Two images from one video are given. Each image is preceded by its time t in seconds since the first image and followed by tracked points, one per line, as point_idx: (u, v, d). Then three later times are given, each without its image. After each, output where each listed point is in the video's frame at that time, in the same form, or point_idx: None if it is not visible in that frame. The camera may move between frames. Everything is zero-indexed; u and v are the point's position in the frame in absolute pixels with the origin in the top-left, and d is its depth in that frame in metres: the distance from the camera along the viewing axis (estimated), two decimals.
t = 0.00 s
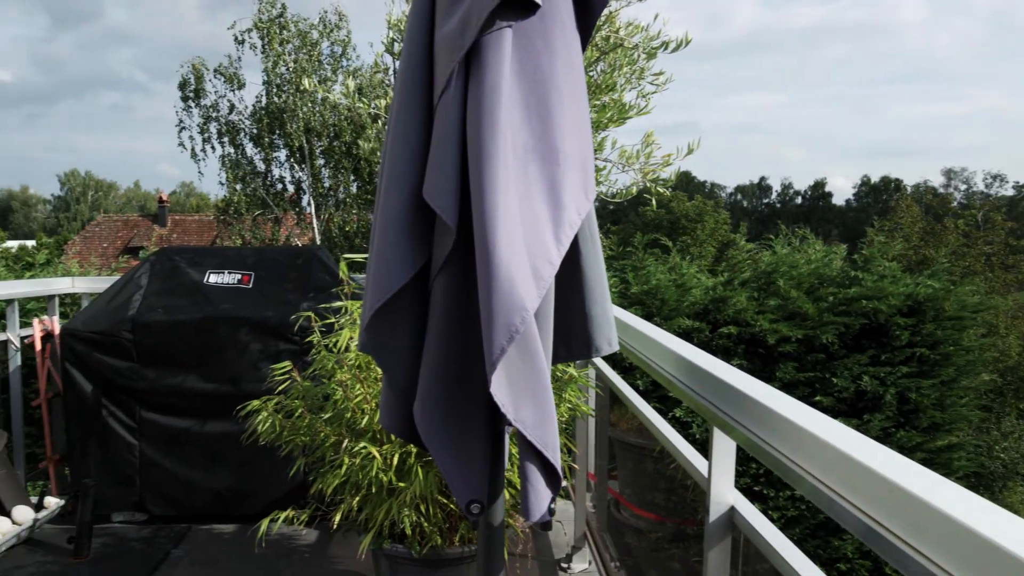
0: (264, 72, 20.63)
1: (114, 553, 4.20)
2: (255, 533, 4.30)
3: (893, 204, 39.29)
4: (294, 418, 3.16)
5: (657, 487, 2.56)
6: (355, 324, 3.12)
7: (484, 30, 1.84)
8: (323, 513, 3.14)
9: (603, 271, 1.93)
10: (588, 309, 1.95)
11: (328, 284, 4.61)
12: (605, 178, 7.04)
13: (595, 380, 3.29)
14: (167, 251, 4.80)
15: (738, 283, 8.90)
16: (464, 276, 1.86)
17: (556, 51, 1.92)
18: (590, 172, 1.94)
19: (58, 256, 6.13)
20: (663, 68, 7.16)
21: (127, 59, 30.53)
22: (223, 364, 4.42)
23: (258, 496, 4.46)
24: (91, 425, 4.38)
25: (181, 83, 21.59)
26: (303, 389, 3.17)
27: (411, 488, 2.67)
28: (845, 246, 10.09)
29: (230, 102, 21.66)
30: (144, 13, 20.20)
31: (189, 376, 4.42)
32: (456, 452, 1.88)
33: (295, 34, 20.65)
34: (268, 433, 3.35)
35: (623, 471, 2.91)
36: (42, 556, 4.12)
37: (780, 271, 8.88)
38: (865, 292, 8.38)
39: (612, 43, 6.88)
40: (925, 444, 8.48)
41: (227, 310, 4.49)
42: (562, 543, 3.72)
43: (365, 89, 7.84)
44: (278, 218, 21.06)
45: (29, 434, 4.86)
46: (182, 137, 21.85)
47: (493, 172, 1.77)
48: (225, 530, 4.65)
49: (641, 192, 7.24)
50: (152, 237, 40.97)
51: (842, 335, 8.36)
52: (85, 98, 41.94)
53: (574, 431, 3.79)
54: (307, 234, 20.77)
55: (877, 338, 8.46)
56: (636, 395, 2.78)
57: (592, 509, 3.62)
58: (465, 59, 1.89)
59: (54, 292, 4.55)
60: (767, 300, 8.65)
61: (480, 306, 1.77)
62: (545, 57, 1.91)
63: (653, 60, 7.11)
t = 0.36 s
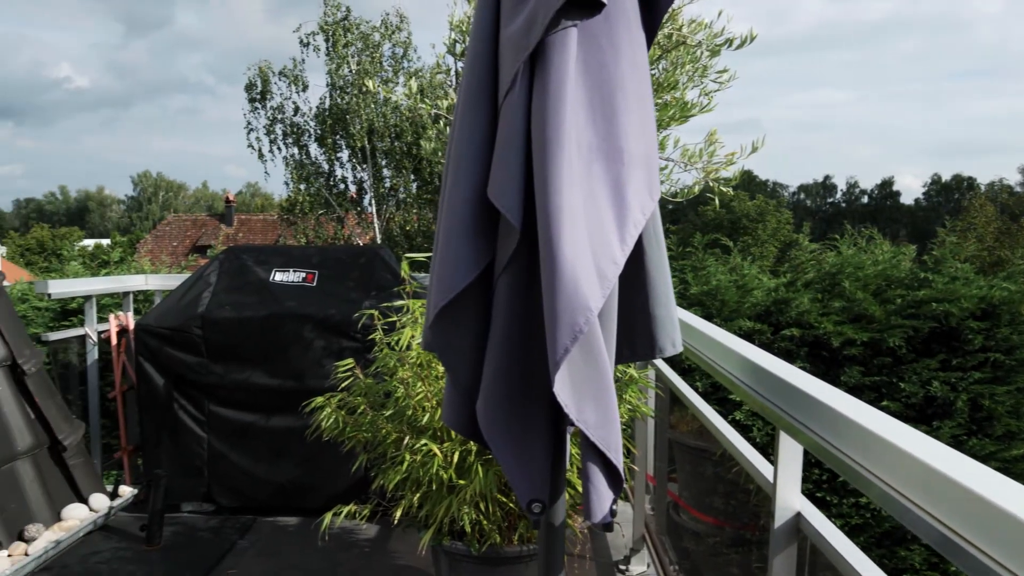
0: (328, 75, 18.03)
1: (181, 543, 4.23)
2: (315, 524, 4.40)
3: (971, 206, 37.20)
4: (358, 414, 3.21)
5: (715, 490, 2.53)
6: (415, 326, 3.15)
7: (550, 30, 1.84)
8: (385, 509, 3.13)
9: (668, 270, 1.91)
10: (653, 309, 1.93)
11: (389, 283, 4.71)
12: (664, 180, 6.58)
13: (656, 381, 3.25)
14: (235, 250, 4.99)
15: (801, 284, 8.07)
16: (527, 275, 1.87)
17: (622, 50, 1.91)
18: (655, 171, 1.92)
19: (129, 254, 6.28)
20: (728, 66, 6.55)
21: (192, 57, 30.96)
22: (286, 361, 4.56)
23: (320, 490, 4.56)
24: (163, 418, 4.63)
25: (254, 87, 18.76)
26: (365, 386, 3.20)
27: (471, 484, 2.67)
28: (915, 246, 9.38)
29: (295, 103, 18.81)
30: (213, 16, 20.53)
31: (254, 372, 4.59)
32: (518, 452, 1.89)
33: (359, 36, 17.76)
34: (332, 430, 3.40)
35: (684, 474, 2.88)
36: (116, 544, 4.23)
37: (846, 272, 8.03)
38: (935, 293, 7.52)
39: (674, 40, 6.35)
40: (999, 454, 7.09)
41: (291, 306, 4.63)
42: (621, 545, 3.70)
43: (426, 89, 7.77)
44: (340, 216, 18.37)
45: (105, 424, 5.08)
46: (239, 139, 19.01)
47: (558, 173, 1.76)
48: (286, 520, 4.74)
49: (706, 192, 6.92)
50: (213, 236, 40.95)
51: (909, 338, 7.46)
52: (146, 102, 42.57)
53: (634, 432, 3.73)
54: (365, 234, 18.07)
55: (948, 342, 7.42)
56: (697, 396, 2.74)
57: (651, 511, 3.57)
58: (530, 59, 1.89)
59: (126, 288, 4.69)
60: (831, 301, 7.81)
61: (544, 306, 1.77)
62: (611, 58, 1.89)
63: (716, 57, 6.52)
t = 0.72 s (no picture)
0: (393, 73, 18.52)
1: (251, 534, 4.20)
2: (375, 519, 4.41)
3: None
4: (421, 412, 3.15)
5: (778, 495, 2.49)
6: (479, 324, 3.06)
7: (617, 28, 1.82)
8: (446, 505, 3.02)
9: (736, 270, 1.88)
10: (719, 307, 1.90)
11: (451, 283, 4.75)
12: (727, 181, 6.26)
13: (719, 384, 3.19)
14: (302, 249, 5.09)
15: (868, 287, 7.63)
16: (593, 275, 1.86)
17: (691, 48, 1.88)
18: (724, 170, 1.87)
19: (202, 253, 6.44)
20: (796, 62, 6.19)
21: (259, 63, 31.66)
22: (348, 359, 4.61)
23: (382, 486, 4.60)
24: (231, 412, 4.73)
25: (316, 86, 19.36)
26: (427, 384, 3.12)
27: (532, 483, 2.57)
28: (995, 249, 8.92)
29: (359, 103, 19.36)
30: (280, 22, 21.00)
31: (320, 370, 4.65)
32: (582, 451, 1.88)
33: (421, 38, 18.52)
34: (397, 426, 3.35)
35: (746, 478, 2.83)
36: (185, 533, 4.15)
37: (917, 273, 7.53)
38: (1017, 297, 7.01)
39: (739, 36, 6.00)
40: None
41: (356, 305, 4.68)
42: (680, 549, 3.65)
43: (493, 90, 7.77)
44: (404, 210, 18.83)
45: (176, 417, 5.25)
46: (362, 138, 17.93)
47: (623, 170, 1.74)
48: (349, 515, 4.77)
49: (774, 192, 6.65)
50: (282, 235, 39.98)
51: (988, 343, 6.92)
52: (213, 106, 43.71)
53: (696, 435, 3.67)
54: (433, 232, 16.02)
55: None
56: (762, 398, 2.68)
57: (713, 515, 3.50)
58: (597, 59, 1.88)
59: (198, 284, 4.83)
60: (901, 304, 7.28)
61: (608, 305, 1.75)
62: (680, 55, 1.86)
63: (784, 53, 6.17)
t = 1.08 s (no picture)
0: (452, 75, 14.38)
1: (316, 527, 3.44)
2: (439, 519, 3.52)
3: None
4: (481, 411, 2.71)
5: (844, 502, 2.44)
6: (545, 316, 2.62)
7: (687, 25, 1.75)
8: (505, 506, 2.94)
9: (807, 272, 1.84)
10: (790, 308, 1.86)
11: (514, 281, 3.98)
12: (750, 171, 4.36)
13: (785, 388, 3.08)
14: (366, 247, 4.39)
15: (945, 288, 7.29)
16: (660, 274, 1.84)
17: (762, 41, 1.81)
18: (796, 168, 1.81)
19: (269, 251, 6.44)
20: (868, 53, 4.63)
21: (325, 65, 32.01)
22: (409, 354, 3.94)
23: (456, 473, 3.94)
24: (296, 408, 4.10)
25: (379, 86, 15.16)
26: (488, 381, 2.67)
27: (597, 482, 2.25)
28: None
29: (423, 105, 15.13)
30: (346, 25, 21.21)
31: (385, 365, 3.98)
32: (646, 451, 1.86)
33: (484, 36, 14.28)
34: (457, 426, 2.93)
35: (814, 483, 2.76)
36: (251, 525, 3.43)
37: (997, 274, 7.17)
38: None
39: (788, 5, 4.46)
40: None
41: (420, 303, 3.99)
42: (743, 554, 3.58)
43: (562, 87, 7.60)
44: (462, 216, 14.80)
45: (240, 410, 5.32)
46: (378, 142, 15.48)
47: (689, 168, 1.70)
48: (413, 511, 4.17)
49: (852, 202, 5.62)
50: (346, 235, 38.05)
51: None
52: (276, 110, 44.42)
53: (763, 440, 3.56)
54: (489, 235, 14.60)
55: None
56: (831, 402, 2.61)
57: (778, 520, 3.42)
58: (666, 57, 1.81)
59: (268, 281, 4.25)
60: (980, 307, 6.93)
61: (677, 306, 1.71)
62: (750, 49, 1.79)
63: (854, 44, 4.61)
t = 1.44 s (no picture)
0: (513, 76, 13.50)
1: (380, 519, 3.10)
2: (498, 512, 3.13)
3: None
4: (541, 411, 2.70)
5: (912, 511, 2.37)
6: (607, 317, 2.60)
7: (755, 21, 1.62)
8: (562, 505, 2.98)
9: (880, 275, 1.78)
10: (859, 313, 1.81)
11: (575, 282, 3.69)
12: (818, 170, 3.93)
13: (851, 392, 3.00)
14: (426, 247, 4.10)
15: None
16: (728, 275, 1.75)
17: (834, 39, 1.64)
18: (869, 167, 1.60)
19: (330, 250, 6.50)
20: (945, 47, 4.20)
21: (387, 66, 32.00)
22: (469, 352, 3.67)
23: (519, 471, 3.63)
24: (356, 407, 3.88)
25: (439, 86, 14.21)
26: (547, 381, 2.67)
27: (657, 485, 2.24)
28: None
29: (483, 106, 14.12)
30: (405, 30, 21.16)
31: (446, 362, 3.71)
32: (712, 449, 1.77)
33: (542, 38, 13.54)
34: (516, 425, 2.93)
35: (881, 491, 2.68)
36: (315, 516, 3.11)
37: None
38: None
39: None
40: None
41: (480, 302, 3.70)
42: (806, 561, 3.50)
43: (622, 83, 7.39)
44: (520, 216, 14.08)
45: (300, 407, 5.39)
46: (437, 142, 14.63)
47: (749, 164, 1.55)
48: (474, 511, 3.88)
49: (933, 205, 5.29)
50: (406, 234, 35.25)
51: None
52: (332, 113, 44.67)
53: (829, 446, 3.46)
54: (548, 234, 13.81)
55: None
56: (900, 406, 2.53)
57: (844, 528, 3.33)
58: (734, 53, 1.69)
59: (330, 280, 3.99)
60: None
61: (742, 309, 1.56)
62: (821, 47, 1.62)
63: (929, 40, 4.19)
